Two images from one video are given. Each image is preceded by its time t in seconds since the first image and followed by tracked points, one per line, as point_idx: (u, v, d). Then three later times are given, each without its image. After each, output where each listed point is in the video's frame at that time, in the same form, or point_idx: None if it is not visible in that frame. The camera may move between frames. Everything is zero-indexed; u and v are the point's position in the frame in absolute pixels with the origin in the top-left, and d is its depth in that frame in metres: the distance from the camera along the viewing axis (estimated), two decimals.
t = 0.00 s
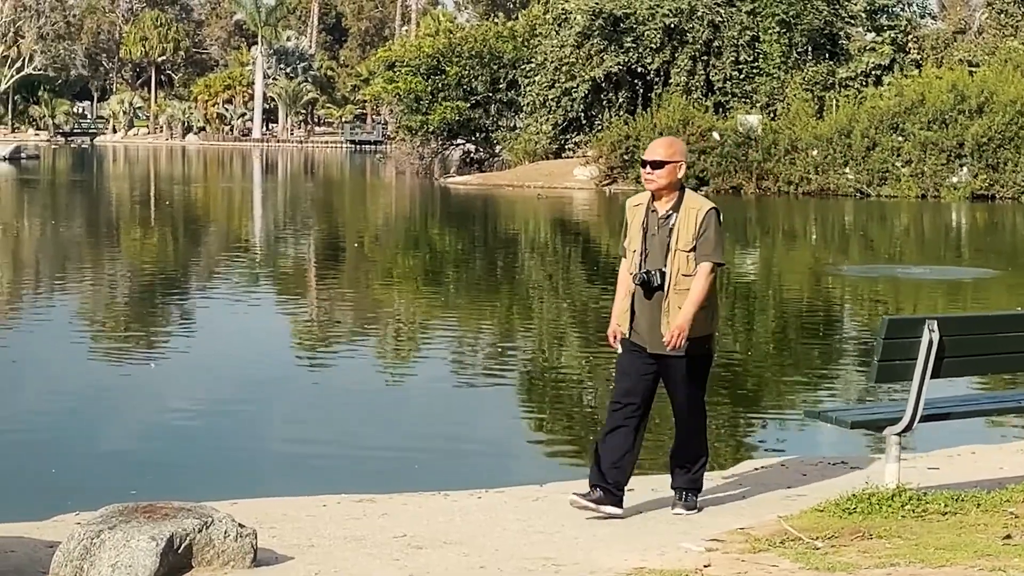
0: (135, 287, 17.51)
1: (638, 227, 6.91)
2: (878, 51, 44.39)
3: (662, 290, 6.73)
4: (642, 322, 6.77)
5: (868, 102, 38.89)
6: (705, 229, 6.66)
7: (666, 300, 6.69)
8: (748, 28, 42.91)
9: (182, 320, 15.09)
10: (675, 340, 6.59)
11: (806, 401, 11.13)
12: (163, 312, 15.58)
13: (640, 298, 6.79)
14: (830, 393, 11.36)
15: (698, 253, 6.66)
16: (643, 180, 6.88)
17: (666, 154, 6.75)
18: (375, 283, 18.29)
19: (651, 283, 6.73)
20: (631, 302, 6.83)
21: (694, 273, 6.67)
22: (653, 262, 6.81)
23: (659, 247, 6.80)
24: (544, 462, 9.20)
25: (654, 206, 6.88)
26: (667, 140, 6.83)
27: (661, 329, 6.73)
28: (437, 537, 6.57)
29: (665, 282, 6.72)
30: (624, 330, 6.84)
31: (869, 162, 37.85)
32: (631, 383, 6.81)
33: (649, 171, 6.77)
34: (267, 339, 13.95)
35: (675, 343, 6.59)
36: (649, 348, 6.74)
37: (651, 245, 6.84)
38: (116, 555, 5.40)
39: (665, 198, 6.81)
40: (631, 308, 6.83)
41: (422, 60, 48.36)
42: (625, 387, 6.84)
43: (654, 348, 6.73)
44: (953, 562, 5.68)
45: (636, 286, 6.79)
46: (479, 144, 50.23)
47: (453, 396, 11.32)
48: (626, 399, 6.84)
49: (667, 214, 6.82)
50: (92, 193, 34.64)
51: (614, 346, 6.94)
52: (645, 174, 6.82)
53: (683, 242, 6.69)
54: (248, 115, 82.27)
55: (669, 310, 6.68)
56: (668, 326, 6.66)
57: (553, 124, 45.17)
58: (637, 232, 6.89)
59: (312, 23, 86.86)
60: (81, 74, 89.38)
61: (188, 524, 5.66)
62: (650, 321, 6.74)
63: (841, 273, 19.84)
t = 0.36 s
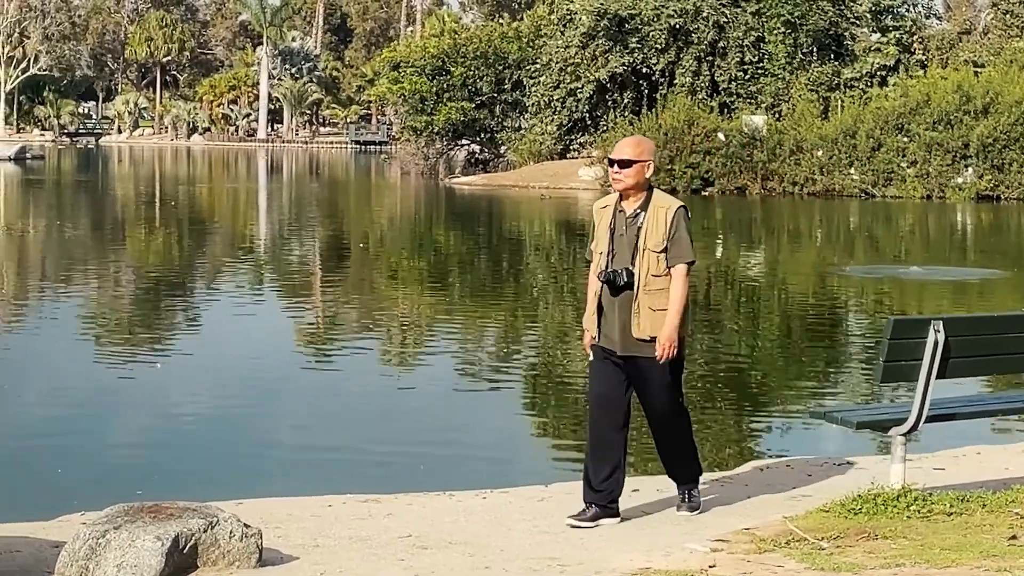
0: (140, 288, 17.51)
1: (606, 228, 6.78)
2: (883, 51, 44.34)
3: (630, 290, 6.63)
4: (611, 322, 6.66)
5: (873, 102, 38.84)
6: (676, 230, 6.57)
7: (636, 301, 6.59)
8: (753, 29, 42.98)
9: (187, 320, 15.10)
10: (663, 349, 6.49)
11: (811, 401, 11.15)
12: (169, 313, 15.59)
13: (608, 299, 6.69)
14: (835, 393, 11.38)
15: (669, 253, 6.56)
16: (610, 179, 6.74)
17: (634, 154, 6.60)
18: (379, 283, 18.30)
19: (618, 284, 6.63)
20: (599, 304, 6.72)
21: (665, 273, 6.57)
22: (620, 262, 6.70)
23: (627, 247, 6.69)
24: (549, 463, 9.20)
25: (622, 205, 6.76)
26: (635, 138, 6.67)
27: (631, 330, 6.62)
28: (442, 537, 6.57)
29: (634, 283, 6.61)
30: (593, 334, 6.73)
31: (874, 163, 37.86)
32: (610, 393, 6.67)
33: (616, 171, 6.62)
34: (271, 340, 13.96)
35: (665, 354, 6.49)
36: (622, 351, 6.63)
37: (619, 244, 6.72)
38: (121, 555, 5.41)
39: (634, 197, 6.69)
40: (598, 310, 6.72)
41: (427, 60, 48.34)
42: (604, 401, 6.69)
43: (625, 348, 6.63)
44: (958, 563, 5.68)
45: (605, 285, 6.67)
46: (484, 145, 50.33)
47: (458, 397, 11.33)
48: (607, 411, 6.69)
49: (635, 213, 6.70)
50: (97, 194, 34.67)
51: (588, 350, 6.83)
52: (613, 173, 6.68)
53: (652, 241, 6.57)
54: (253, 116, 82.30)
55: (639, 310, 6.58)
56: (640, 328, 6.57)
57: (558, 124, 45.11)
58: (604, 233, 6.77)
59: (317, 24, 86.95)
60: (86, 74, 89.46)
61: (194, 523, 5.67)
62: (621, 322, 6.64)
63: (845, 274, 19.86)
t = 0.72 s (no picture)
0: (144, 287, 17.50)
1: (580, 223, 6.71)
2: (888, 51, 44.40)
3: (607, 286, 6.56)
4: (592, 321, 6.55)
5: (878, 102, 38.78)
6: (655, 226, 6.58)
7: (616, 298, 6.52)
8: (757, 29, 42.95)
9: (192, 319, 15.11)
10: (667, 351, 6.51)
11: (814, 400, 11.17)
12: (174, 312, 15.59)
13: (584, 297, 6.59)
14: (838, 393, 11.38)
15: (650, 248, 6.56)
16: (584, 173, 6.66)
17: (611, 150, 6.52)
18: (383, 283, 18.29)
19: (596, 281, 6.54)
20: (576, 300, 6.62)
21: (645, 271, 6.57)
22: (595, 259, 6.62)
23: (602, 245, 6.63)
24: (554, 461, 9.18)
25: (596, 200, 6.70)
26: (611, 132, 6.59)
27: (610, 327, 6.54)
28: (447, 537, 6.58)
29: (613, 279, 6.55)
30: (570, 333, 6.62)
31: (879, 163, 37.86)
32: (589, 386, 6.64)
33: (592, 166, 6.55)
34: (275, 339, 13.95)
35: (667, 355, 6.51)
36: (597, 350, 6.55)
37: (593, 242, 6.65)
38: (127, 554, 5.42)
39: (609, 193, 6.64)
40: (576, 308, 6.60)
41: (432, 61, 48.45)
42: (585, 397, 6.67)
43: (604, 345, 6.53)
44: (963, 563, 5.67)
45: (580, 283, 6.57)
46: (489, 144, 50.33)
47: (462, 396, 11.33)
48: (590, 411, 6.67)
49: (611, 210, 6.65)
50: (102, 194, 34.63)
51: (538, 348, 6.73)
52: (587, 168, 6.61)
53: (633, 237, 6.55)
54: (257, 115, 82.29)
55: (621, 308, 6.50)
56: (623, 325, 6.48)
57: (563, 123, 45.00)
58: (579, 229, 6.68)
59: (322, 23, 87.03)
60: (91, 74, 89.54)
61: (199, 523, 5.67)
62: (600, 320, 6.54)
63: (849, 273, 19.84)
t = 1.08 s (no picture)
0: (150, 288, 17.55)
1: (561, 233, 6.47)
2: (893, 52, 44.31)
3: (593, 302, 6.35)
4: (575, 333, 6.33)
5: (883, 103, 38.78)
6: (640, 239, 6.41)
7: (604, 314, 6.33)
8: (763, 30, 42.91)
9: (197, 320, 15.14)
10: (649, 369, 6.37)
11: (821, 400, 11.20)
12: (179, 313, 15.64)
13: (566, 310, 6.36)
14: (844, 393, 11.43)
15: (637, 263, 6.39)
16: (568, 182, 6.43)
17: (598, 161, 6.31)
18: (388, 283, 18.36)
19: (581, 295, 6.32)
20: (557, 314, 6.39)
21: (631, 285, 6.38)
22: (577, 272, 6.42)
23: (586, 258, 6.41)
24: (559, 463, 9.20)
25: (578, 211, 6.47)
26: (595, 142, 6.37)
27: (596, 343, 6.32)
28: (454, 537, 6.59)
29: (599, 294, 6.35)
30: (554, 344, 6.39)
31: (884, 164, 37.86)
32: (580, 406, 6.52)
33: (579, 177, 6.34)
34: (280, 340, 13.98)
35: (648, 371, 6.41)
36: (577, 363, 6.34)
37: (576, 254, 6.44)
38: (133, 555, 5.42)
39: (591, 206, 6.43)
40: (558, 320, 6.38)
41: (437, 61, 48.48)
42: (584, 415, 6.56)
43: (583, 359, 6.33)
44: (969, 563, 5.67)
45: (565, 298, 6.34)
46: (494, 145, 50.29)
47: (467, 396, 11.36)
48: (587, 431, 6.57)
49: (594, 222, 6.43)
50: (107, 194, 34.68)
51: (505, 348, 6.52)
52: (571, 179, 6.39)
53: (620, 251, 6.36)
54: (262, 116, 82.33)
55: (613, 323, 6.31)
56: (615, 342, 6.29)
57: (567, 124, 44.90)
58: (560, 239, 6.47)
59: (327, 24, 87.15)
60: (96, 75, 89.57)
61: (205, 524, 5.68)
62: (586, 335, 6.32)
63: (853, 274, 19.92)
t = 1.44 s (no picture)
0: (155, 288, 17.61)
1: (543, 225, 6.22)
2: (899, 53, 44.29)
3: (575, 299, 6.11)
4: (556, 329, 6.12)
5: (888, 103, 38.75)
6: (624, 235, 6.14)
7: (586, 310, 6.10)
8: (769, 30, 42.78)
9: (202, 320, 15.18)
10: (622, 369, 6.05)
11: (826, 401, 11.19)
12: (185, 313, 15.69)
13: (548, 306, 6.12)
14: (849, 393, 11.42)
15: (619, 258, 6.12)
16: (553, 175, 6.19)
17: (583, 154, 6.08)
18: (394, 283, 18.40)
19: (561, 290, 6.08)
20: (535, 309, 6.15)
21: (614, 281, 6.12)
22: (558, 266, 6.16)
23: (567, 252, 6.15)
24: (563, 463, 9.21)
25: (562, 204, 6.22)
26: (581, 134, 6.15)
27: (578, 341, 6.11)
28: (460, 538, 6.59)
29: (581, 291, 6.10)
30: (530, 341, 6.15)
31: (890, 163, 37.82)
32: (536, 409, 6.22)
33: (564, 171, 6.11)
34: (285, 340, 14.01)
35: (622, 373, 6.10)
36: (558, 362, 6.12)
37: (557, 248, 6.17)
38: (139, 555, 5.43)
39: (576, 198, 6.19)
40: (535, 316, 6.15)
41: (443, 61, 48.45)
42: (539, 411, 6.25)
43: (566, 357, 6.11)
44: (975, 563, 5.67)
45: (543, 292, 6.11)
46: (499, 145, 50.30)
47: (472, 396, 11.38)
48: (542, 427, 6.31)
49: (577, 217, 6.19)
50: (113, 195, 34.81)
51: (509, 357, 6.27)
52: (557, 172, 6.15)
53: (603, 246, 6.11)
54: (268, 117, 82.40)
55: (594, 319, 6.08)
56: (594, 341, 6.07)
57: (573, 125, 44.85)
58: (541, 231, 6.20)
59: (333, 24, 87.28)
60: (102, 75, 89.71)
61: (211, 524, 5.69)
62: (565, 334, 6.11)
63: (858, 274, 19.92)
